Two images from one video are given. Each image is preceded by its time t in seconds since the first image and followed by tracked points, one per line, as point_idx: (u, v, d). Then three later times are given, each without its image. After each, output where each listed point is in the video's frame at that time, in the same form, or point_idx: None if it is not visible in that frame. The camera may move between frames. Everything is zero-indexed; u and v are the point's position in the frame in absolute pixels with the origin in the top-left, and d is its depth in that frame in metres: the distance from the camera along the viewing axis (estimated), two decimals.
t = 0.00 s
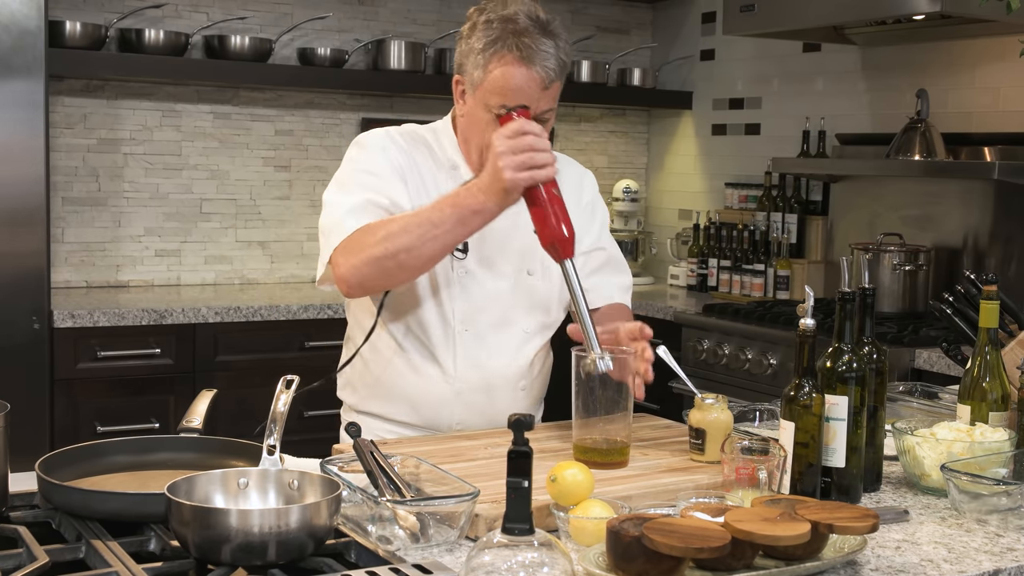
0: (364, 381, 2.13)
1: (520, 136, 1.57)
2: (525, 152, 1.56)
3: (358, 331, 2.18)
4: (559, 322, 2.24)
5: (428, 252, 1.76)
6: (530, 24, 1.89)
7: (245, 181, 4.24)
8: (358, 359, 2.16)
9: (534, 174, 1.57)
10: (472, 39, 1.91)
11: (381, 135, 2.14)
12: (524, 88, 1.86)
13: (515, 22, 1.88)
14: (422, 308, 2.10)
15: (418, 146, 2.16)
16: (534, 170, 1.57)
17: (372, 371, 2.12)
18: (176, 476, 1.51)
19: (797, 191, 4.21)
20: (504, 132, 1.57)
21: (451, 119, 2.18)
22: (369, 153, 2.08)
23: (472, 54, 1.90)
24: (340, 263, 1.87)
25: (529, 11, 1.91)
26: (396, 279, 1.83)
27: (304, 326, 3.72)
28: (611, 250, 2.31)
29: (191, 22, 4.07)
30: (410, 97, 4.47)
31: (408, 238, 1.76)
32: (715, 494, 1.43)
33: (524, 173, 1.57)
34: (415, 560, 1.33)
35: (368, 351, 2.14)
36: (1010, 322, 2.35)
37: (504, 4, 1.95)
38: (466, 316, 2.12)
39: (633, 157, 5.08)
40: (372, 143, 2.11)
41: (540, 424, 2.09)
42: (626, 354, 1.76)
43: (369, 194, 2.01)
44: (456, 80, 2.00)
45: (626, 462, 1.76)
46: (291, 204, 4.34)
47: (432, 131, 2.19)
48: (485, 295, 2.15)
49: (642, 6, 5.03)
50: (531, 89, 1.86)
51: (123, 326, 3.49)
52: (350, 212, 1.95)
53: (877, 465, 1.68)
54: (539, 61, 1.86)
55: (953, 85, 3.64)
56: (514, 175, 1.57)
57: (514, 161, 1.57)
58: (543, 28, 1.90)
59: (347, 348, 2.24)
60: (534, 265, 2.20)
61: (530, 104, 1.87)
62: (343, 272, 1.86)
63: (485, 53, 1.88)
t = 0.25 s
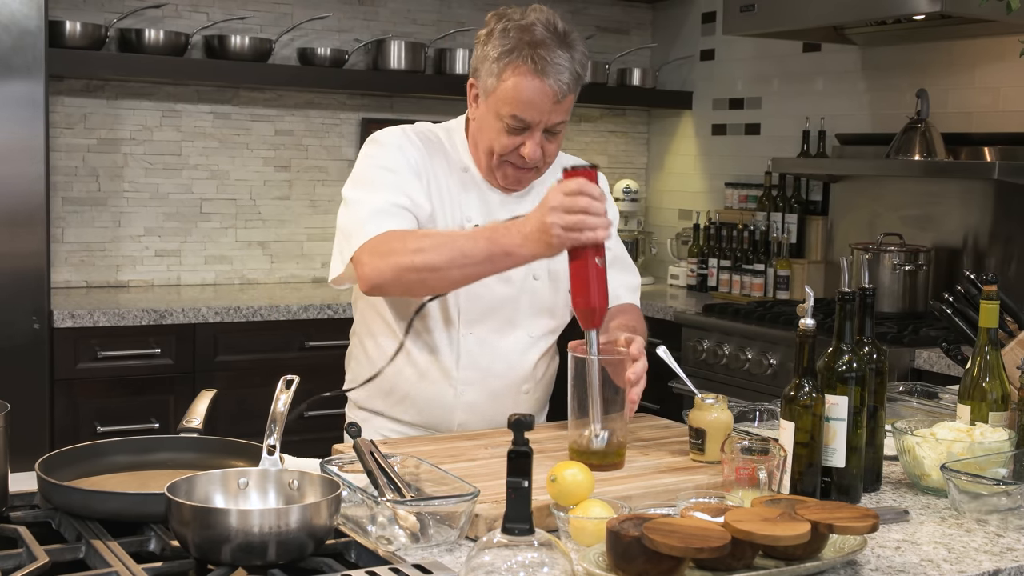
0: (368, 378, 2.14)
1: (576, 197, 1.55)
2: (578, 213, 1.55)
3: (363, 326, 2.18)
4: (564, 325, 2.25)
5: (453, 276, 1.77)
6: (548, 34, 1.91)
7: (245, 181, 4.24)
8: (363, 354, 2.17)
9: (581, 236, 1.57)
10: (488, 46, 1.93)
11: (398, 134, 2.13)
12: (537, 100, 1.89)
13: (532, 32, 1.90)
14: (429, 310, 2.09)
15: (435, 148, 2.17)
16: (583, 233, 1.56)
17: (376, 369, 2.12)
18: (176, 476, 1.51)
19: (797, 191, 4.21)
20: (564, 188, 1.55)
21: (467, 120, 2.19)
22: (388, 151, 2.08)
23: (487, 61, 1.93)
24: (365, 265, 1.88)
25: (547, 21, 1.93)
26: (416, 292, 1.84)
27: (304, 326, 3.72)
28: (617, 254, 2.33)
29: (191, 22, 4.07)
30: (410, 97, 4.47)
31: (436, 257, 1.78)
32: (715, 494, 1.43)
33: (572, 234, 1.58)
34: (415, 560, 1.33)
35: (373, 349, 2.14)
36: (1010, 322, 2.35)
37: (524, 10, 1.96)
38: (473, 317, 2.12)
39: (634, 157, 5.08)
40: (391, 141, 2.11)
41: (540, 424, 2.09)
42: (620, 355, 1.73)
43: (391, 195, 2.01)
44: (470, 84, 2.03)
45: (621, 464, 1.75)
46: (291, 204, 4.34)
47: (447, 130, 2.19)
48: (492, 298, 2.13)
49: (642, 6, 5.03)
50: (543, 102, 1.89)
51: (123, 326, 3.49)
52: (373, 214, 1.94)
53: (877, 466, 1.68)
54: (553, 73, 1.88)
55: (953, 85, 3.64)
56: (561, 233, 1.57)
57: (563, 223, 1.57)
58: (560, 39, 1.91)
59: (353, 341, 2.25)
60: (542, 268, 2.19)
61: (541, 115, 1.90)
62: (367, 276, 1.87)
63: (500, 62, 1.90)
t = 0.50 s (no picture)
0: (378, 378, 2.14)
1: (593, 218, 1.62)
2: (591, 233, 1.62)
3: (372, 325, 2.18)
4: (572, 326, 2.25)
5: (464, 289, 1.81)
6: (558, 42, 1.91)
7: (245, 181, 4.24)
8: (372, 354, 2.17)
9: (593, 257, 1.63)
10: (498, 52, 1.93)
11: (409, 137, 2.13)
12: (545, 109, 1.89)
13: (543, 40, 1.90)
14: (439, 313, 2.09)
15: (445, 150, 2.16)
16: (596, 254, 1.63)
17: (385, 369, 2.12)
18: (176, 476, 1.51)
19: (797, 191, 4.21)
20: (579, 208, 1.63)
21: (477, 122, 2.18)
22: (400, 157, 2.07)
23: (496, 68, 1.93)
24: (382, 276, 1.89)
25: (558, 28, 1.93)
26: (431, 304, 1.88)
27: (303, 326, 3.72)
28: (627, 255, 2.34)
29: (191, 23, 4.07)
30: (410, 97, 4.47)
31: (449, 270, 1.81)
32: (715, 494, 1.43)
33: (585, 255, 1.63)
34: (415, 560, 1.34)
35: (383, 349, 2.14)
36: (1010, 322, 2.35)
37: (536, 17, 1.96)
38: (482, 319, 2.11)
39: (634, 158, 5.08)
40: (403, 146, 2.10)
41: (540, 424, 2.09)
42: (615, 356, 1.72)
43: (405, 202, 2.00)
44: (481, 89, 2.03)
45: (617, 466, 1.75)
46: (290, 205, 4.34)
47: (457, 132, 2.19)
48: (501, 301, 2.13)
49: (642, 6, 5.03)
50: (552, 111, 1.89)
51: (123, 326, 3.49)
52: (388, 223, 1.94)
53: (877, 465, 1.69)
54: (562, 83, 1.88)
55: (953, 85, 3.64)
56: (573, 253, 1.63)
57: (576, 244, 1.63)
58: (571, 47, 1.91)
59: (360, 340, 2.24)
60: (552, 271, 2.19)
61: (550, 124, 1.91)
62: (382, 288, 1.88)
63: (509, 69, 1.90)
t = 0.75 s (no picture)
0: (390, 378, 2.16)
1: (605, 220, 1.63)
2: (603, 238, 1.63)
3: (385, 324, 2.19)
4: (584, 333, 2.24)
5: (476, 290, 1.82)
6: (566, 50, 1.91)
7: (244, 181, 4.24)
8: (385, 353, 2.18)
9: (604, 262, 1.64)
10: (506, 59, 1.93)
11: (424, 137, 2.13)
12: (551, 119, 1.89)
13: (550, 49, 1.90)
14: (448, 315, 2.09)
15: (459, 150, 2.15)
16: (606, 257, 1.64)
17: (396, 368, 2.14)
18: (176, 477, 1.51)
19: (796, 191, 4.21)
20: (591, 212, 1.63)
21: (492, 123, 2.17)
22: (415, 157, 2.07)
23: (504, 75, 1.93)
24: (396, 276, 1.90)
25: (566, 35, 1.92)
26: (444, 304, 1.88)
27: (303, 326, 3.72)
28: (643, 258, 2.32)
29: (190, 23, 4.07)
30: (408, 97, 4.46)
31: (461, 272, 1.82)
32: (714, 494, 1.43)
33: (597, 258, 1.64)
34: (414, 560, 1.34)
35: (395, 349, 2.15)
36: (1009, 322, 2.35)
37: (545, 23, 1.95)
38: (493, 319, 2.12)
39: (633, 157, 5.08)
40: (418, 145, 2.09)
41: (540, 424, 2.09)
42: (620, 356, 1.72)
43: (419, 203, 2.00)
44: (490, 94, 2.04)
45: (615, 466, 1.74)
46: (289, 205, 4.34)
47: (472, 132, 2.18)
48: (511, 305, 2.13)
49: (641, 6, 5.03)
50: (559, 121, 1.89)
51: (122, 326, 3.49)
52: (402, 223, 1.95)
53: (876, 466, 1.69)
54: (568, 93, 1.87)
55: (952, 85, 3.64)
56: (585, 257, 1.64)
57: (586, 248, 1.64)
58: (579, 56, 1.91)
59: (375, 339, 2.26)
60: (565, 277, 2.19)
61: (556, 133, 1.91)
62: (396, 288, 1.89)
63: (516, 77, 1.90)
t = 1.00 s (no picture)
0: (370, 381, 2.14)
1: (600, 220, 1.64)
2: (600, 237, 1.64)
3: (361, 328, 2.17)
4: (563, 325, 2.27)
5: (469, 294, 1.82)
6: (537, 40, 1.90)
7: (244, 181, 4.24)
8: (363, 358, 2.16)
9: (600, 261, 1.64)
10: (476, 50, 1.92)
11: (395, 141, 2.11)
12: (524, 108, 1.89)
13: (521, 39, 1.89)
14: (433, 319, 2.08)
15: (432, 151, 2.13)
16: (602, 257, 1.64)
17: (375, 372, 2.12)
18: (176, 476, 1.51)
19: (796, 191, 4.21)
20: (587, 213, 1.64)
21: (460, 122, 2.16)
22: (388, 161, 2.05)
23: (475, 67, 1.92)
24: (383, 285, 1.88)
25: (537, 25, 1.91)
26: (433, 310, 1.87)
27: (302, 325, 3.72)
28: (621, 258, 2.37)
29: (191, 22, 4.07)
30: (409, 97, 4.46)
31: (454, 279, 1.81)
32: (714, 494, 1.43)
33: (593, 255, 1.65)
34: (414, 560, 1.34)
35: (374, 353, 2.13)
36: (1009, 322, 2.34)
37: (515, 14, 1.94)
38: (474, 321, 2.11)
39: (633, 157, 5.09)
40: (388, 148, 2.08)
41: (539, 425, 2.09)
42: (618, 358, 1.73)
43: (399, 208, 1.99)
44: (461, 87, 2.03)
45: (615, 466, 1.74)
46: (289, 205, 4.34)
47: (440, 133, 2.17)
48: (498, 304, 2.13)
49: (641, 6, 5.03)
50: (531, 111, 1.89)
51: (122, 326, 3.49)
52: (386, 232, 1.94)
53: (876, 466, 1.69)
54: (540, 81, 1.87)
55: (952, 85, 3.64)
56: (580, 257, 1.64)
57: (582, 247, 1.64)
58: (550, 45, 1.90)
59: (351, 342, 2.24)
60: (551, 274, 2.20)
61: (530, 123, 1.91)
62: (385, 297, 1.88)
63: (487, 68, 1.90)
